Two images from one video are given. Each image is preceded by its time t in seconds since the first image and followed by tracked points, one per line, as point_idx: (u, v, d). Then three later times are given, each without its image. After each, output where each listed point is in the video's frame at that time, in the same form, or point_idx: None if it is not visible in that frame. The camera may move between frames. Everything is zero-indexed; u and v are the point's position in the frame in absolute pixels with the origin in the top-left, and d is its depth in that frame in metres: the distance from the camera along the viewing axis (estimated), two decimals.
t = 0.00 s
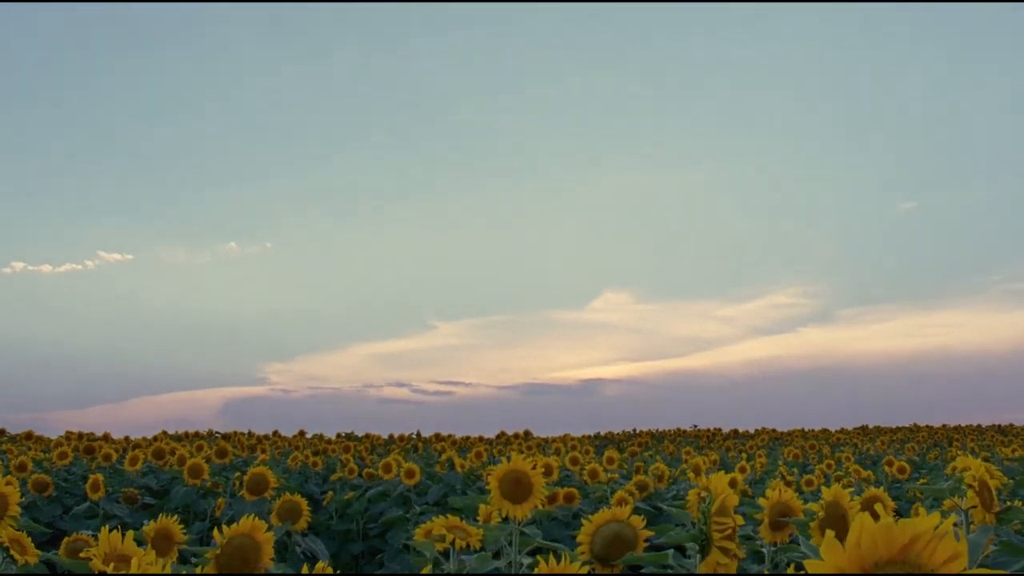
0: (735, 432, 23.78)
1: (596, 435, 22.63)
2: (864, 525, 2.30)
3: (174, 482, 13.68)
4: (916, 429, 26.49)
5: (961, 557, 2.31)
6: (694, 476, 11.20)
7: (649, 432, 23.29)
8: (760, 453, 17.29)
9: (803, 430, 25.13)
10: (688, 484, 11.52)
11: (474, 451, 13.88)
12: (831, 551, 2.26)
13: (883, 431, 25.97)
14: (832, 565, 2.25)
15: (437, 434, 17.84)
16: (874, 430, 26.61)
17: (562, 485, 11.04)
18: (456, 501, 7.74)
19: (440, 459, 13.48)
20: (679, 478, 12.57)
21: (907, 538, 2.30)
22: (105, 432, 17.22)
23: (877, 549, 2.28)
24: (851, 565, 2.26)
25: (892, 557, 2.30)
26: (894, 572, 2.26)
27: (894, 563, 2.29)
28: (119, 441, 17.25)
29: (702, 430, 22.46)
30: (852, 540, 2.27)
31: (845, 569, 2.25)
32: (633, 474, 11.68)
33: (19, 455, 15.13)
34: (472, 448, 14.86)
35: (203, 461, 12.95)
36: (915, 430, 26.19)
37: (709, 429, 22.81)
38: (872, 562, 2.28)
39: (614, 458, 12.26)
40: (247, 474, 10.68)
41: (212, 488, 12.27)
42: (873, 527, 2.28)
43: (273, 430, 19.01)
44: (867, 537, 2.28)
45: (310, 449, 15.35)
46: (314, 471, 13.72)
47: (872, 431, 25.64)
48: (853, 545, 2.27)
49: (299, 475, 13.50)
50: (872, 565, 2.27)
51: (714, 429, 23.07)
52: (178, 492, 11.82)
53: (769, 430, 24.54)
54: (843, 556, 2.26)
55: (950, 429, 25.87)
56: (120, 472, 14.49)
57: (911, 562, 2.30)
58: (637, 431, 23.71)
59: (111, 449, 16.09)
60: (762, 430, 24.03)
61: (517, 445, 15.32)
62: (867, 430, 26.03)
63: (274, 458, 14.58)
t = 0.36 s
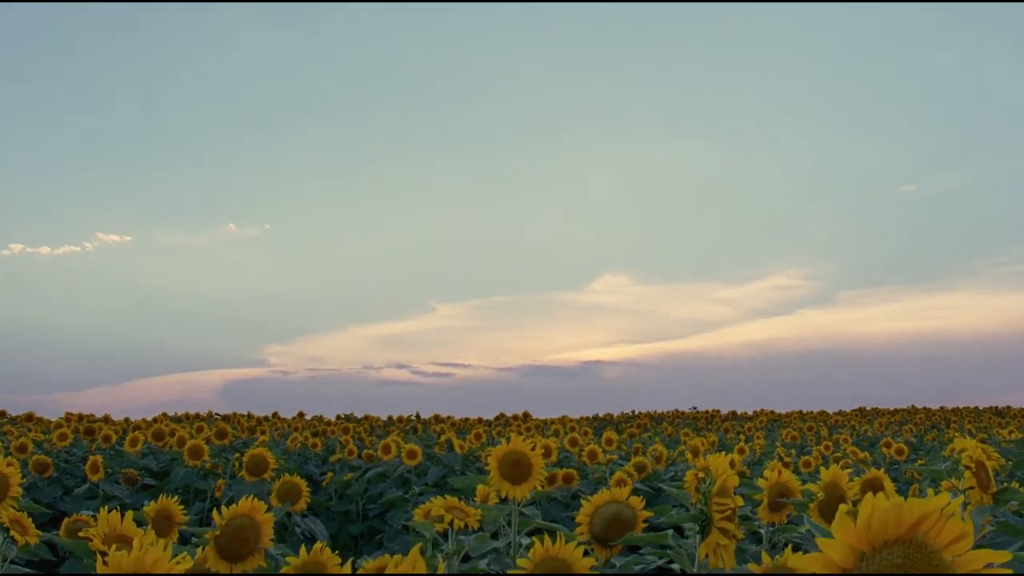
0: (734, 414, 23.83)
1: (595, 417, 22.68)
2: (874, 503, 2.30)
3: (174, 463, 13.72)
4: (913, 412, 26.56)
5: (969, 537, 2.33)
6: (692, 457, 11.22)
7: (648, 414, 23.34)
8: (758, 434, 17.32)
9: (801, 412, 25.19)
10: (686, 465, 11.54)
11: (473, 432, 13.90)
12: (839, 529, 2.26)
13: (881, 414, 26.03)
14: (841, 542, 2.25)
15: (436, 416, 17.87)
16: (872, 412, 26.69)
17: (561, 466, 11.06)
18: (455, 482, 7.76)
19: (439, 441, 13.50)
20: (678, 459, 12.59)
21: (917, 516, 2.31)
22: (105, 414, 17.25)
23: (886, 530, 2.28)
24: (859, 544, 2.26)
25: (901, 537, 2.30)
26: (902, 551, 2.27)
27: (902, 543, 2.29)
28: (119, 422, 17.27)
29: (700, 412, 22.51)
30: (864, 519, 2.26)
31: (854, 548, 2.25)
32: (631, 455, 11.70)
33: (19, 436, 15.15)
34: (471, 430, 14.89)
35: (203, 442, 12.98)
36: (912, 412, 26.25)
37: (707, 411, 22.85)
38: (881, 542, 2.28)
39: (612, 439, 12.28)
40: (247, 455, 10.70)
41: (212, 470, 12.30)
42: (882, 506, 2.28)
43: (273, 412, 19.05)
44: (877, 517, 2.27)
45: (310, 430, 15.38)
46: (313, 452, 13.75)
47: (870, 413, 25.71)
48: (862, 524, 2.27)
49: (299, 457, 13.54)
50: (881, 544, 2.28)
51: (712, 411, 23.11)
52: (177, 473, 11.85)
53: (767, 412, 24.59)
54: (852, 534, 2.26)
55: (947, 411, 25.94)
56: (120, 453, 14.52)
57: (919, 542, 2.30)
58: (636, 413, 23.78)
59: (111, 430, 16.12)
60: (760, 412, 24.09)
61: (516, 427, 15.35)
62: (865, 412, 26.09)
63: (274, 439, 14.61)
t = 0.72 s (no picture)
0: (732, 398, 23.87)
1: (593, 401, 22.73)
2: (878, 487, 2.31)
3: (173, 446, 13.74)
4: (910, 396, 26.62)
5: (972, 520, 2.31)
6: (691, 440, 11.25)
7: (645, 398, 23.38)
8: (756, 418, 17.38)
9: (798, 396, 25.25)
10: (685, 448, 11.57)
11: (472, 416, 13.93)
12: (841, 511, 2.27)
13: (878, 397, 26.11)
14: (844, 523, 2.27)
15: (434, 399, 17.89)
16: (869, 396, 26.76)
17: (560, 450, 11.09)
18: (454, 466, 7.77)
19: (437, 424, 13.53)
20: (676, 442, 12.63)
21: (921, 499, 2.30)
22: (103, 398, 17.25)
23: (890, 512, 2.28)
24: (863, 526, 2.27)
25: (905, 520, 2.30)
26: (905, 533, 2.27)
27: (906, 525, 2.29)
28: (118, 406, 17.28)
29: (698, 395, 22.55)
30: (867, 502, 2.28)
31: (857, 530, 2.27)
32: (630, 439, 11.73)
33: (18, 420, 15.14)
34: (470, 414, 14.92)
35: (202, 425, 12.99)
36: (909, 397, 26.32)
37: (705, 395, 22.90)
38: (884, 524, 2.28)
39: (611, 422, 12.30)
40: (246, 438, 10.70)
41: (211, 453, 12.32)
42: (886, 488, 2.29)
43: (271, 395, 19.07)
44: (880, 499, 2.28)
45: (309, 414, 15.39)
46: (312, 436, 13.78)
47: (867, 398, 25.79)
48: (866, 506, 2.28)
49: (298, 441, 13.56)
50: (885, 526, 2.28)
51: (710, 395, 23.15)
52: (177, 457, 11.88)
53: (765, 396, 24.66)
54: (855, 516, 2.27)
55: (944, 395, 26.01)
56: (119, 437, 14.54)
57: (923, 524, 2.30)
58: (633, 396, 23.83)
59: (110, 413, 16.13)
60: (758, 396, 24.15)
61: (514, 410, 15.38)
62: (862, 396, 26.18)
63: (273, 423, 14.63)
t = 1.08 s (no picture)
0: (727, 376, 23.96)
1: (588, 380, 22.79)
2: (859, 465, 2.30)
3: (170, 425, 13.76)
4: (904, 375, 26.75)
5: (957, 495, 2.30)
6: (686, 419, 11.30)
7: (641, 377, 23.46)
8: (751, 397, 17.45)
9: (793, 375, 25.36)
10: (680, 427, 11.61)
11: (467, 394, 13.96)
12: (822, 489, 2.27)
13: (872, 377, 26.24)
14: (825, 501, 2.27)
15: (430, 378, 17.91)
16: (863, 375, 26.88)
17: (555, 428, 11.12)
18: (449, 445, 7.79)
19: (433, 403, 13.56)
20: (671, 421, 12.68)
21: (903, 475, 2.30)
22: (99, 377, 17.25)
23: (872, 489, 2.28)
24: (844, 504, 2.27)
25: (887, 496, 2.30)
26: (888, 509, 2.26)
27: (889, 502, 2.29)
28: (114, 385, 17.28)
29: (693, 374, 22.63)
30: (847, 479, 2.28)
31: (839, 507, 2.27)
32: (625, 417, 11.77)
33: (14, 399, 15.13)
34: (466, 393, 14.96)
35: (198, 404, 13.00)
36: (903, 376, 26.46)
37: (700, 374, 22.98)
38: (866, 502, 2.28)
39: (606, 401, 12.32)
40: (242, 417, 10.71)
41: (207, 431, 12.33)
42: (868, 464, 2.29)
43: (268, 374, 19.09)
44: (861, 477, 2.28)
45: (305, 393, 15.41)
46: (308, 414, 13.80)
47: (861, 377, 25.90)
48: (847, 483, 2.28)
49: (294, 420, 13.58)
50: (867, 504, 2.28)
51: (705, 374, 23.23)
52: (173, 436, 11.89)
53: (760, 375, 24.76)
54: (836, 493, 2.27)
55: (938, 375, 26.14)
56: (115, 416, 14.55)
57: (907, 501, 2.30)
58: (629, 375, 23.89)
59: (106, 392, 16.13)
60: (752, 375, 24.25)
61: (509, 389, 15.41)
62: (856, 376, 26.30)
63: (269, 402, 14.65)
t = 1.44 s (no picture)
0: (720, 357, 24.05)
1: (582, 360, 22.86)
2: (840, 443, 2.29)
3: (164, 406, 13.76)
4: (897, 356, 26.88)
5: (938, 472, 2.31)
6: (679, 400, 11.34)
7: (634, 357, 23.54)
8: (744, 378, 17.51)
9: (786, 356, 25.46)
10: (673, 407, 11.66)
11: (461, 375, 13.98)
12: (805, 467, 2.27)
13: (864, 358, 26.37)
14: (807, 480, 2.26)
15: (424, 359, 17.93)
16: (856, 357, 27.01)
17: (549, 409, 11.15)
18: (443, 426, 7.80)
19: (427, 384, 13.59)
20: (665, 402, 12.72)
21: (884, 453, 2.30)
22: (92, 358, 17.22)
23: (852, 467, 2.29)
24: (826, 482, 2.27)
25: (868, 473, 2.30)
26: (869, 487, 2.27)
27: (869, 479, 2.30)
28: (107, 365, 17.27)
29: (686, 356, 22.71)
30: (829, 457, 2.27)
31: (821, 486, 2.26)
32: (619, 399, 11.81)
33: (8, 380, 15.11)
34: (460, 373, 14.99)
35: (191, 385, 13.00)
36: (895, 357, 26.60)
37: (694, 355, 23.06)
38: (847, 479, 2.29)
39: (600, 382, 12.35)
40: (235, 397, 10.70)
41: (201, 412, 12.34)
42: (849, 443, 2.28)
43: (262, 356, 19.10)
44: (843, 455, 2.28)
45: (299, 373, 15.42)
46: (302, 395, 13.82)
47: (854, 359, 26.03)
48: (828, 462, 2.27)
49: (288, 401, 13.59)
50: (848, 481, 2.28)
51: (699, 355, 23.32)
52: (167, 417, 11.89)
53: (753, 356, 24.86)
54: (818, 472, 2.27)
55: (930, 356, 26.28)
56: (109, 397, 14.54)
57: (888, 479, 2.30)
58: (623, 356, 23.97)
59: (100, 373, 16.11)
60: (746, 357, 24.35)
61: (503, 370, 15.44)
62: (849, 357, 26.44)
63: (263, 383, 14.66)
